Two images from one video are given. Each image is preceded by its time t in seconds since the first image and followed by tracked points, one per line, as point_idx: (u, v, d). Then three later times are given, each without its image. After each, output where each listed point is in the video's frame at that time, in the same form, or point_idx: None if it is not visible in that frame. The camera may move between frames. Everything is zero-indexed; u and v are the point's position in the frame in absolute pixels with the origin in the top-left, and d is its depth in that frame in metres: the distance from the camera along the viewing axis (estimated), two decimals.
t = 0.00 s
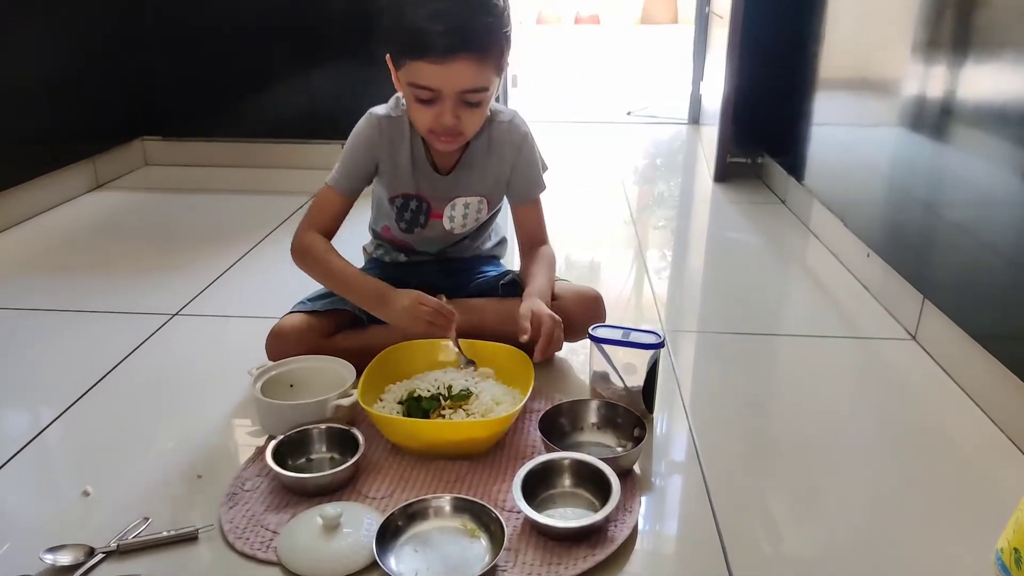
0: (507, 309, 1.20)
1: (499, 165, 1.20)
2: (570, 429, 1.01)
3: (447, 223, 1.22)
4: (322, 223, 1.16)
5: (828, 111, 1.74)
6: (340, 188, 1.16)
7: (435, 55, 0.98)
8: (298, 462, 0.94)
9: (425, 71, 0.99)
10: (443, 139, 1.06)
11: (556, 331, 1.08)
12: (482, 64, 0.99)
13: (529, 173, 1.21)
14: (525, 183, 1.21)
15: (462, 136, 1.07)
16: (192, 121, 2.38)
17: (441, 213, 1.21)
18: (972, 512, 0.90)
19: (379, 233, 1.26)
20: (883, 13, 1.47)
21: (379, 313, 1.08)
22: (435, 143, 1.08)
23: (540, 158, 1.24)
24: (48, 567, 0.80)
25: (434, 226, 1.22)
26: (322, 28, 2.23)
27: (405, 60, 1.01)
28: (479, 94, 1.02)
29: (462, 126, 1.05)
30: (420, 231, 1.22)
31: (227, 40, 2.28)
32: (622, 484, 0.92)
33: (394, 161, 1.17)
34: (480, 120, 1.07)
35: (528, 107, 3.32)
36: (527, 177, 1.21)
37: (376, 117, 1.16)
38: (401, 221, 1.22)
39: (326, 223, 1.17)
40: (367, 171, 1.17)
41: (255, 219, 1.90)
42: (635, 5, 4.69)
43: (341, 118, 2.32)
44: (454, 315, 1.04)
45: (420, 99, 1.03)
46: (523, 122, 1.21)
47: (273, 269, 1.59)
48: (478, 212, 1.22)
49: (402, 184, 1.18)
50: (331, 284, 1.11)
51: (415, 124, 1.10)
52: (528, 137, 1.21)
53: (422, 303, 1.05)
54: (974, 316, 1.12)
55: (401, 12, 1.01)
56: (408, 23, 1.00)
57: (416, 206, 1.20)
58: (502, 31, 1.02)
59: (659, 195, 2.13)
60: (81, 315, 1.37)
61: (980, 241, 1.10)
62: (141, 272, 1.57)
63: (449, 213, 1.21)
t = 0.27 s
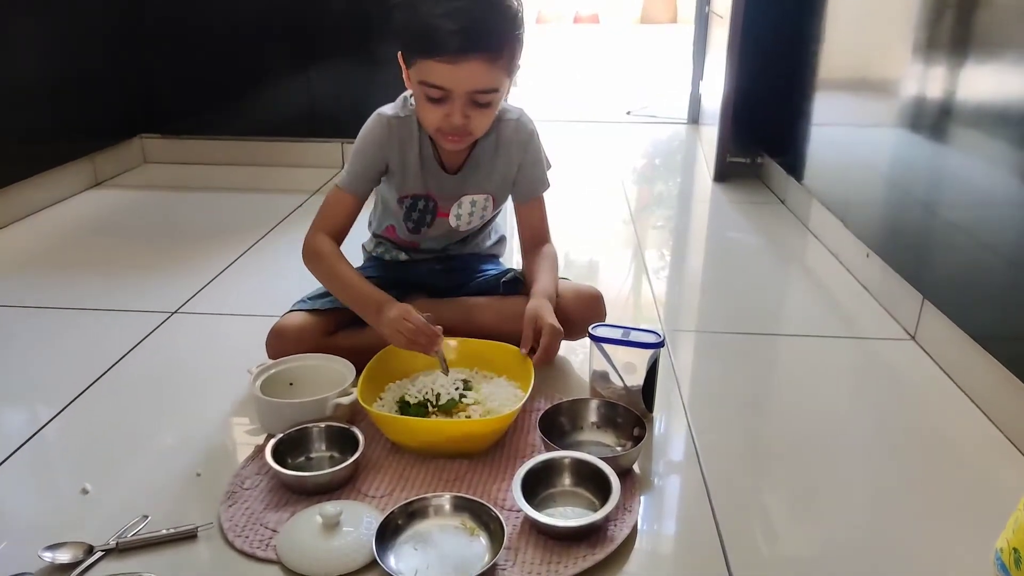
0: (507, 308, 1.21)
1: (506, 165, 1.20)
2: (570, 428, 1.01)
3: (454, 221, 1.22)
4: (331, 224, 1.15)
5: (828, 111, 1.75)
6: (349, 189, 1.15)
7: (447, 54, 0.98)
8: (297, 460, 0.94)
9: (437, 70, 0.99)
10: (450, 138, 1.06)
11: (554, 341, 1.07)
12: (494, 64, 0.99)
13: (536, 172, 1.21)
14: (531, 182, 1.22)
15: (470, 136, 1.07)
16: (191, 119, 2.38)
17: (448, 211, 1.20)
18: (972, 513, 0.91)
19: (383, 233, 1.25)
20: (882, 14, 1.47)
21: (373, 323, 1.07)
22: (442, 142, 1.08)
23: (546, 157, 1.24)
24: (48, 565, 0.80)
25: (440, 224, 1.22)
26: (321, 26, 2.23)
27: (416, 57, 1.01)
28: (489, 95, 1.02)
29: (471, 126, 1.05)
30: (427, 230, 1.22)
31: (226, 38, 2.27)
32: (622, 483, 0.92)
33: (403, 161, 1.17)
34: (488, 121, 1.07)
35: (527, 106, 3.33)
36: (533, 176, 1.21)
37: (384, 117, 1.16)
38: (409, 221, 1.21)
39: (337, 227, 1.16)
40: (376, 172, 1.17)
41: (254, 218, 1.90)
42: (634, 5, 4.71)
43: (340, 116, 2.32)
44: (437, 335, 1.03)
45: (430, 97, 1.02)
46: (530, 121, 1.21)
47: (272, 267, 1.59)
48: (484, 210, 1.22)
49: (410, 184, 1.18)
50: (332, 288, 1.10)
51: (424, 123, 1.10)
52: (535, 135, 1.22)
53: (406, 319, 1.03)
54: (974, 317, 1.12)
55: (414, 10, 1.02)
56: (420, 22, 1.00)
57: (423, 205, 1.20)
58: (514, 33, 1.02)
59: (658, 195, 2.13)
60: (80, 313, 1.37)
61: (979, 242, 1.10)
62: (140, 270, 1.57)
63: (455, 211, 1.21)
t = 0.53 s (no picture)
0: (505, 307, 1.21)
1: (508, 165, 1.20)
2: (569, 427, 1.01)
3: (455, 220, 1.22)
4: (318, 214, 1.16)
5: (827, 112, 1.75)
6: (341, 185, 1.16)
7: (458, 54, 0.98)
8: (296, 458, 0.94)
9: (448, 69, 0.99)
10: (458, 139, 1.06)
11: (550, 342, 1.07)
12: (504, 64, 0.99)
13: (536, 171, 1.22)
14: (533, 182, 1.22)
15: (478, 137, 1.06)
16: (190, 117, 2.37)
17: (448, 211, 1.20)
18: (970, 513, 0.91)
19: (382, 232, 1.25)
20: (881, 14, 1.48)
21: (357, 316, 1.08)
22: (449, 142, 1.08)
23: (548, 158, 1.24)
24: (46, 562, 0.80)
25: (441, 224, 1.22)
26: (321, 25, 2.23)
27: (426, 57, 1.01)
28: (499, 96, 1.02)
29: (479, 127, 1.04)
30: (428, 229, 1.22)
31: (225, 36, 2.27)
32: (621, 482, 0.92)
33: (403, 161, 1.17)
34: (497, 122, 1.07)
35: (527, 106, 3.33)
36: (534, 175, 1.22)
37: (385, 116, 1.16)
38: (411, 221, 1.21)
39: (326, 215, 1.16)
40: (374, 170, 1.17)
41: (253, 217, 1.90)
42: (634, 4, 4.72)
43: (340, 114, 2.31)
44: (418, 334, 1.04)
45: (439, 97, 1.02)
46: (533, 122, 1.21)
47: (271, 266, 1.59)
48: (484, 210, 1.22)
49: (409, 184, 1.18)
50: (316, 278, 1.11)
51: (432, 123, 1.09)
52: (537, 137, 1.22)
53: (384, 318, 1.04)
54: (972, 318, 1.12)
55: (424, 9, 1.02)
56: (431, 21, 1.00)
57: (424, 206, 1.20)
58: (525, 35, 1.02)
59: (657, 195, 2.14)
60: (79, 311, 1.37)
61: (978, 243, 1.11)
62: (139, 269, 1.57)
63: (456, 211, 1.21)
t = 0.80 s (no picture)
0: (502, 308, 1.21)
1: (506, 168, 1.20)
2: (566, 428, 1.01)
3: (454, 224, 1.22)
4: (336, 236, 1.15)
5: (824, 112, 1.75)
6: (352, 200, 1.15)
7: (454, 55, 0.98)
8: (294, 458, 0.94)
9: (443, 71, 0.99)
10: (455, 140, 1.06)
11: (548, 343, 1.08)
12: (500, 65, 0.99)
13: (535, 173, 1.22)
14: (531, 184, 1.22)
15: (475, 138, 1.07)
16: (188, 118, 2.37)
17: (448, 215, 1.20)
18: (967, 513, 0.91)
19: (381, 235, 1.25)
20: (879, 15, 1.48)
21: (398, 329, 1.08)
22: (447, 143, 1.08)
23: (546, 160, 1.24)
24: (44, 563, 0.80)
25: (440, 228, 1.22)
26: (319, 26, 2.23)
27: (422, 58, 1.01)
28: (495, 97, 1.02)
29: (476, 129, 1.05)
30: (428, 234, 1.22)
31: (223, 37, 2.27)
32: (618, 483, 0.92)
33: (403, 168, 1.16)
34: (494, 124, 1.07)
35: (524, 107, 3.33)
36: (533, 178, 1.22)
37: (383, 125, 1.15)
38: (412, 227, 1.21)
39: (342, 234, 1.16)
40: (377, 181, 1.16)
41: (251, 217, 1.90)
42: (632, 5, 4.73)
43: (338, 115, 2.32)
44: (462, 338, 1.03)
45: (436, 99, 1.02)
46: (531, 124, 1.22)
47: (270, 266, 1.59)
48: (483, 212, 1.22)
49: (410, 191, 1.18)
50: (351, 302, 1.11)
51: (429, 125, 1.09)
52: (535, 139, 1.22)
53: (428, 328, 1.03)
54: (970, 317, 1.12)
55: (421, 9, 1.02)
56: (428, 23, 1.00)
57: (425, 211, 1.20)
58: (521, 36, 1.02)
59: (655, 195, 2.14)
60: (77, 311, 1.37)
61: (975, 243, 1.11)
62: (137, 269, 1.57)
63: (456, 215, 1.21)
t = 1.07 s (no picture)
0: (502, 307, 1.21)
1: (508, 167, 1.20)
2: (566, 427, 1.01)
3: (455, 223, 1.22)
4: (326, 223, 1.16)
5: (823, 112, 1.75)
6: (342, 192, 1.16)
7: (457, 58, 0.98)
8: (293, 458, 0.94)
9: (446, 73, 0.99)
10: (458, 142, 1.06)
11: (546, 342, 1.08)
12: (503, 68, 0.99)
13: (535, 172, 1.22)
14: (533, 184, 1.22)
15: (478, 141, 1.07)
16: (187, 117, 2.37)
17: (448, 214, 1.20)
18: (966, 513, 0.91)
19: (380, 235, 1.25)
20: (878, 15, 1.48)
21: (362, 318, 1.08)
22: (449, 146, 1.08)
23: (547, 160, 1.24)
24: (43, 562, 0.80)
25: (441, 227, 1.22)
26: (319, 25, 2.23)
27: (425, 61, 1.01)
28: (497, 100, 1.02)
29: (478, 132, 1.05)
30: (428, 233, 1.22)
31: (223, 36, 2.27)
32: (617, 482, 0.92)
33: (405, 167, 1.16)
34: (496, 127, 1.07)
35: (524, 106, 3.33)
36: (534, 178, 1.22)
37: (386, 123, 1.15)
38: (413, 227, 1.21)
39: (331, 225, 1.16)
40: (377, 176, 1.16)
41: (251, 216, 1.90)
42: (631, 5, 4.74)
43: (337, 115, 2.32)
44: (422, 334, 1.03)
45: (438, 101, 1.02)
46: (532, 124, 1.22)
47: (269, 265, 1.59)
48: (483, 212, 1.22)
49: (411, 190, 1.18)
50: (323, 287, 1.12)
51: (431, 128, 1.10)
52: (537, 138, 1.22)
53: (388, 318, 1.03)
54: (969, 317, 1.12)
55: (423, 11, 1.02)
56: (431, 25, 1.00)
57: (425, 210, 1.20)
58: (524, 39, 1.02)
59: (654, 195, 2.14)
60: (76, 311, 1.37)
61: (974, 243, 1.11)
62: (136, 269, 1.57)
63: (456, 214, 1.21)
